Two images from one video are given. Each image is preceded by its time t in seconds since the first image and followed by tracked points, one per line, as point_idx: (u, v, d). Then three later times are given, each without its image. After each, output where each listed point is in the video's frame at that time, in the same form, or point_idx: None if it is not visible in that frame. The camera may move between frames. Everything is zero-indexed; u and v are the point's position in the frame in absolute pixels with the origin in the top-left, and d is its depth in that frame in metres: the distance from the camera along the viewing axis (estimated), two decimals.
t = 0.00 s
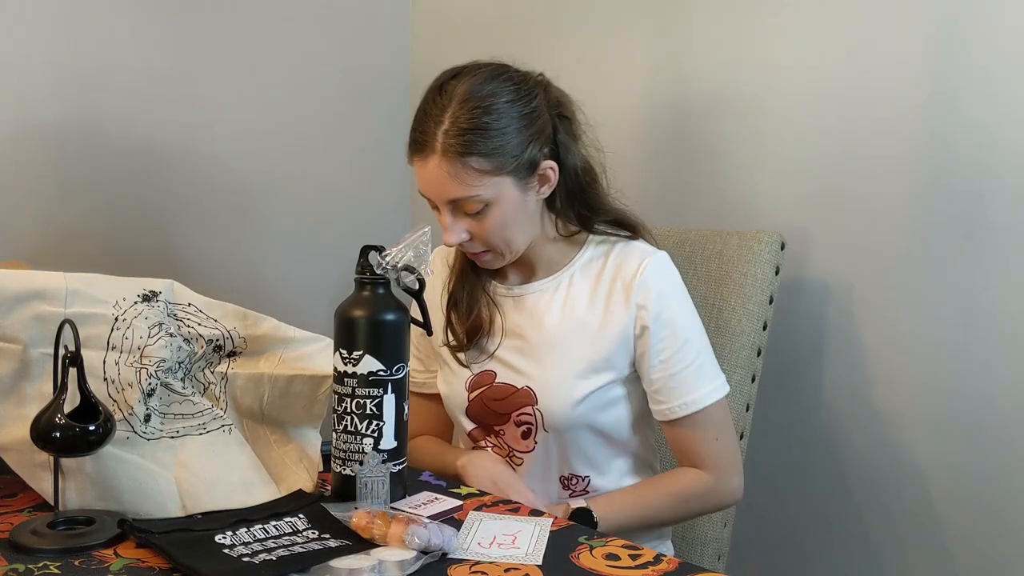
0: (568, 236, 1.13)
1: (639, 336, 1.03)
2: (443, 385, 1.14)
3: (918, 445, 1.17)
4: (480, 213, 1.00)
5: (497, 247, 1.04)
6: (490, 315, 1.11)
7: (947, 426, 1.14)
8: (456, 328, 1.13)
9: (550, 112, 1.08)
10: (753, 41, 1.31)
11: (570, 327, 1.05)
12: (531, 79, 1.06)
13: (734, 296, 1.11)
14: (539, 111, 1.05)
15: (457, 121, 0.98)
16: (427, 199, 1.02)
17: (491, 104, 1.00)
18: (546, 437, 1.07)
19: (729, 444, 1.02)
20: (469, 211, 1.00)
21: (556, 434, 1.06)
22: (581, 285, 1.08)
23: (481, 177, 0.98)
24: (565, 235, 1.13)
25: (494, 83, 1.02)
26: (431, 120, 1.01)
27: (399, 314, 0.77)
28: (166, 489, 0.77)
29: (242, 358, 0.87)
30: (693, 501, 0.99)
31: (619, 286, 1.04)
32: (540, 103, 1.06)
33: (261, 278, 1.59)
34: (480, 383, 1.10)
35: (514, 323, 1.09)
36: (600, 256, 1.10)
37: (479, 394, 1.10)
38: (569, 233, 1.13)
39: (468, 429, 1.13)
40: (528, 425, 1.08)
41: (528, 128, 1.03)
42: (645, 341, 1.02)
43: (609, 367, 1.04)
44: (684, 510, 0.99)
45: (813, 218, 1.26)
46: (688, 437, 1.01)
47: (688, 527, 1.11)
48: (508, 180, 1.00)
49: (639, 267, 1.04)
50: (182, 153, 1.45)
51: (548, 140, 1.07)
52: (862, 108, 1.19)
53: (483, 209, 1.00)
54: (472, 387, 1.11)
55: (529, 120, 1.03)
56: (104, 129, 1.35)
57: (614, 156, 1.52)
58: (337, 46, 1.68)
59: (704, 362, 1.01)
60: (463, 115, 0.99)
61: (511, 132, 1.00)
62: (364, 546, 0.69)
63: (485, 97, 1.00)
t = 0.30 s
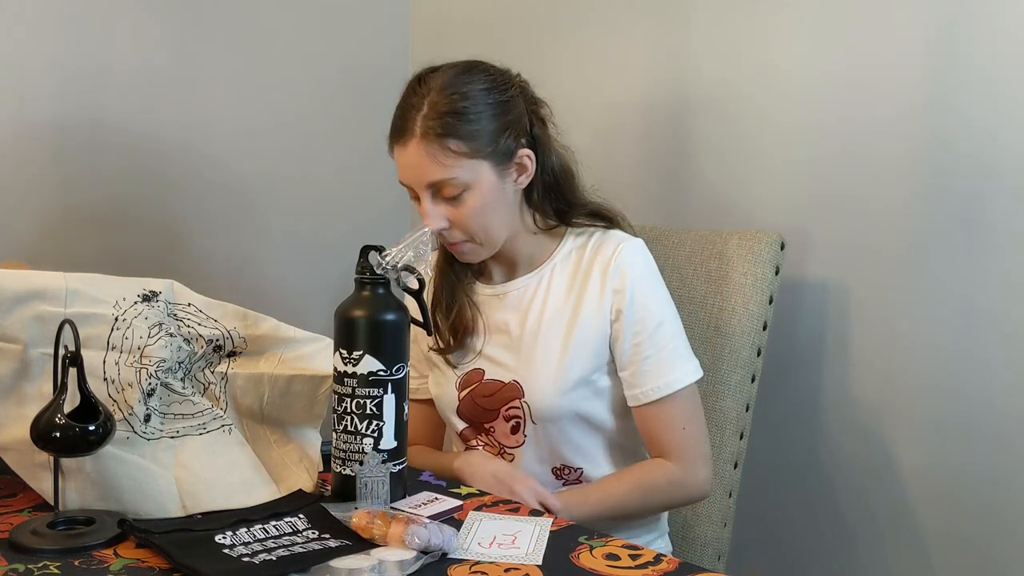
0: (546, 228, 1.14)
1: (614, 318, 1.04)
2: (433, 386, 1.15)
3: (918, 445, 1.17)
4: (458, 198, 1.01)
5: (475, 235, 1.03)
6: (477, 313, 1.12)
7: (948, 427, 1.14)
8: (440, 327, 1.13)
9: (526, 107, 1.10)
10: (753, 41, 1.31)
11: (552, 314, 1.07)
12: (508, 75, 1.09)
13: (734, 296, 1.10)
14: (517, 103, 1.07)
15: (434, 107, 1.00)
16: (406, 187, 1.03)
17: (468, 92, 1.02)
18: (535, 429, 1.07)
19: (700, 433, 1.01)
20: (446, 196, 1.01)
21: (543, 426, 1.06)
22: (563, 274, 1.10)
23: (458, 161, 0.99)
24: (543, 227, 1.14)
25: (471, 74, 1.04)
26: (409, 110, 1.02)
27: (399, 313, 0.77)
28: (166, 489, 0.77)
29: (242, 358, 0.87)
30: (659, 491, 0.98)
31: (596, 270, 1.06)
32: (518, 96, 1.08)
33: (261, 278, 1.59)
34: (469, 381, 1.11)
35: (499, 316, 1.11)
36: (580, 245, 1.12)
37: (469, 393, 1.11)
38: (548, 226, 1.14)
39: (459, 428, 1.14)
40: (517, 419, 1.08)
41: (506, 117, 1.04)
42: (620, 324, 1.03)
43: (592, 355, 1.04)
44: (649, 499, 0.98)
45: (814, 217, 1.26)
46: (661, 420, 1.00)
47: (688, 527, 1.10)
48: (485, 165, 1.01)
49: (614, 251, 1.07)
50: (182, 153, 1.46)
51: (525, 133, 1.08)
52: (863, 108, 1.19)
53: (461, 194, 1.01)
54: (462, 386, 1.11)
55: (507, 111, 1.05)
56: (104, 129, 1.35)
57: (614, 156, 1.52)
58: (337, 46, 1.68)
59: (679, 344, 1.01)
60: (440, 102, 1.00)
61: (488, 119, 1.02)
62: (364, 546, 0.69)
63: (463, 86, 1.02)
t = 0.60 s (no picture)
0: (527, 227, 1.15)
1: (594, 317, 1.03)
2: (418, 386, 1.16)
3: (919, 446, 1.17)
4: (424, 175, 1.04)
5: (437, 216, 1.06)
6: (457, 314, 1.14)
7: (948, 427, 1.14)
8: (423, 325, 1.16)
9: (517, 105, 1.13)
10: (753, 40, 1.31)
11: (532, 313, 1.07)
12: (506, 73, 1.13)
13: (734, 296, 1.10)
14: (505, 98, 1.11)
15: (420, 85, 1.05)
16: (382, 159, 1.07)
17: (455, 74, 1.06)
18: (514, 428, 1.08)
19: (683, 430, 1.01)
20: (414, 170, 1.04)
21: (523, 423, 1.07)
22: (545, 273, 1.10)
23: (428, 136, 1.03)
24: (524, 226, 1.15)
25: (464, 62, 1.09)
26: (399, 87, 1.08)
27: (398, 313, 0.77)
28: (166, 489, 0.77)
29: (242, 358, 0.87)
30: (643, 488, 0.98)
31: (576, 269, 1.06)
32: (508, 93, 1.11)
33: (261, 278, 1.59)
34: (451, 380, 1.12)
35: (479, 314, 1.11)
36: (562, 245, 1.12)
37: (451, 392, 1.11)
38: (528, 225, 1.15)
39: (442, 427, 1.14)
40: (497, 418, 1.08)
41: (490, 107, 1.08)
42: (602, 324, 1.03)
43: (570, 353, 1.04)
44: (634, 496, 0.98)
45: (815, 217, 1.26)
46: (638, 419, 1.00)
47: (688, 527, 1.10)
48: (455, 147, 1.04)
49: (594, 250, 1.07)
50: (182, 153, 1.45)
51: (506, 128, 1.10)
52: (863, 107, 1.19)
53: (427, 170, 1.04)
54: (444, 385, 1.12)
55: (493, 102, 1.09)
56: (104, 129, 1.35)
57: (614, 156, 1.52)
58: (337, 46, 1.68)
59: (663, 344, 1.01)
60: (426, 80, 1.06)
61: (470, 105, 1.06)
62: (364, 546, 0.69)
63: (452, 69, 1.07)
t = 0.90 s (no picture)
0: (501, 222, 1.16)
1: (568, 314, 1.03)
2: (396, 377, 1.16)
3: (919, 445, 1.17)
4: (394, 160, 1.07)
5: (405, 202, 1.08)
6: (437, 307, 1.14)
7: (948, 427, 1.14)
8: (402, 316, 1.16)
9: (497, 100, 1.15)
10: (753, 40, 1.31)
11: (506, 309, 1.07)
12: (491, 69, 1.15)
13: (733, 296, 1.10)
14: (485, 93, 1.13)
15: (400, 73, 1.09)
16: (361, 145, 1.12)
17: (436, 64, 1.10)
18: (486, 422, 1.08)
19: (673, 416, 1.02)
20: (385, 156, 1.07)
21: (495, 418, 1.07)
22: (521, 270, 1.10)
23: (399, 122, 1.07)
24: (498, 221, 1.16)
25: (447, 54, 1.12)
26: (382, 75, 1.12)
27: (398, 313, 0.77)
28: (166, 489, 0.77)
29: (242, 358, 0.86)
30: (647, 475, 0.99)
31: (551, 267, 1.06)
32: (489, 88, 1.14)
33: (261, 278, 1.59)
34: (427, 372, 1.12)
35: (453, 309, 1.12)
36: (539, 242, 1.12)
37: (426, 383, 1.11)
38: (504, 222, 1.16)
39: (418, 418, 1.15)
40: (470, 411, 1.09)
41: (468, 100, 1.11)
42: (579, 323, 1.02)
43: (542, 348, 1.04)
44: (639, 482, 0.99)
45: (815, 217, 1.26)
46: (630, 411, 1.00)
47: (687, 527, 1.10)
48: (425, 135, 1.07)
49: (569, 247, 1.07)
50: (182, 153, 1.45)
51: (481, 121, 1.12)
52: (864, 107, 1.19)
53: (396, 156, 1.07)
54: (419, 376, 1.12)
55: (472, 94, 1.11)
56: (104, 129, 1.35)
57: (614, 156, 1.52)
58: (337, 46, 1.68)
59: (638, 343, 1.00)
60: (405, 69, 1.10)
61: (446, 94, 1.09)
62: (364, 546, 0.69)
63: (433, 59, 1.10)
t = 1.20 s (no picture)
0: (483, 219, 1.16)
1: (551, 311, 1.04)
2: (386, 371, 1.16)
3: (919, 445, 1.17)
4: (372, 158, 1.07)
5: (383, 201, 1.08)
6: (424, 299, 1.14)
7: (948, 427, 1.14)
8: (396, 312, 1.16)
9: (477, 101, 1.15)
10: (754, 40, 1.31)
11: (490, 307, 1.08)
12: (471, 70, 1.16)
13: (733, 296, 1.10)
14: (465, 92, 1.13)
15: (379, 72, 1.09)
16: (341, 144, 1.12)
17: (416, 64, 1.10)
18: (468, 418, 1.09)
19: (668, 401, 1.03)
20: (364, 154, 1.08)
21: (476, 415, 1.08)
22: (504, 267, 1.10)
23: (377, 120, 1.07)
24: (480, 219, 1.16)
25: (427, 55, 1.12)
26: (361, 75, 1.12)
27: (399, 313, 0.77)
28: (166, 489, 0.77)
29: (242, 358, 0.86)
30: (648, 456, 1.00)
31: (533, 264, 1.06)
32: (469, 88, 1.14)
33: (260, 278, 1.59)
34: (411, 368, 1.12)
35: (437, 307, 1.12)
36: (522, 239, 1.13)
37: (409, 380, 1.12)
38: (486, 220, 1.17)
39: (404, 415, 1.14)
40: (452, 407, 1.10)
41: (448, 99, 1.11)
42: (563, 321, 1.03)
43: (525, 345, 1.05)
44: (639, 462, 1.00)
45: (815, 217, 1.26)
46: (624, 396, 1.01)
47: (687, 528, 1.10)
48: (404, 134, 1.07)
49: (551, 244, 1.07)
50: (182, 153, 1.45)
51: (461, 121, 1.13)
52: (864, 107, 1.19)
53: (375, 154, 1.07)
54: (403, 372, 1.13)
55: (451, 94, 1.11)
56: (105, 129, 1.35)
57: (613, 156, 1.52)
58: (337, 46, 1.68)
59: (624, 337, 1.02)
60: (385, 67, 1.10)
61: (425, 93, 1.09)
62: (364, 546, 0.69)
63: (414, 59, 1.11)
